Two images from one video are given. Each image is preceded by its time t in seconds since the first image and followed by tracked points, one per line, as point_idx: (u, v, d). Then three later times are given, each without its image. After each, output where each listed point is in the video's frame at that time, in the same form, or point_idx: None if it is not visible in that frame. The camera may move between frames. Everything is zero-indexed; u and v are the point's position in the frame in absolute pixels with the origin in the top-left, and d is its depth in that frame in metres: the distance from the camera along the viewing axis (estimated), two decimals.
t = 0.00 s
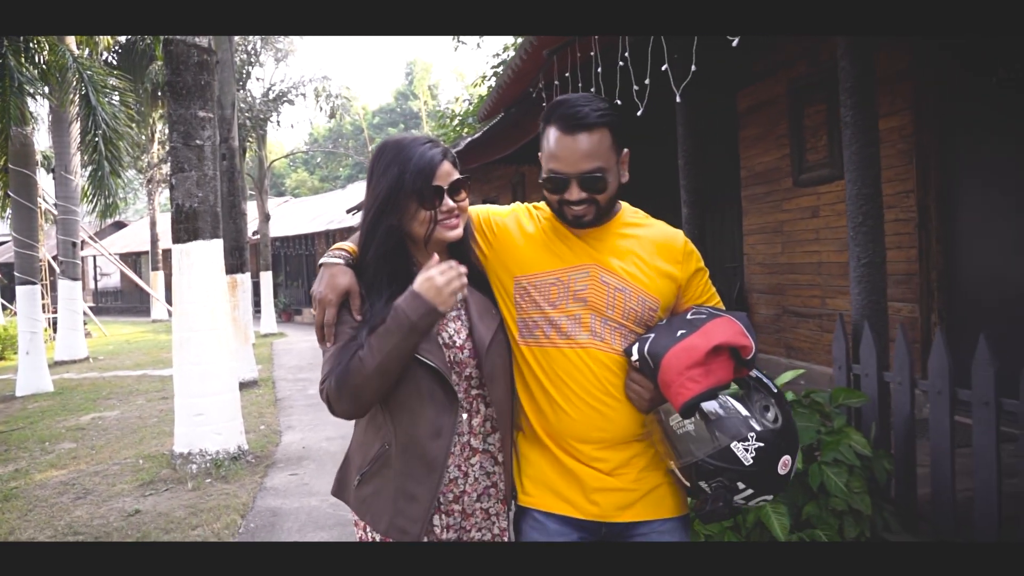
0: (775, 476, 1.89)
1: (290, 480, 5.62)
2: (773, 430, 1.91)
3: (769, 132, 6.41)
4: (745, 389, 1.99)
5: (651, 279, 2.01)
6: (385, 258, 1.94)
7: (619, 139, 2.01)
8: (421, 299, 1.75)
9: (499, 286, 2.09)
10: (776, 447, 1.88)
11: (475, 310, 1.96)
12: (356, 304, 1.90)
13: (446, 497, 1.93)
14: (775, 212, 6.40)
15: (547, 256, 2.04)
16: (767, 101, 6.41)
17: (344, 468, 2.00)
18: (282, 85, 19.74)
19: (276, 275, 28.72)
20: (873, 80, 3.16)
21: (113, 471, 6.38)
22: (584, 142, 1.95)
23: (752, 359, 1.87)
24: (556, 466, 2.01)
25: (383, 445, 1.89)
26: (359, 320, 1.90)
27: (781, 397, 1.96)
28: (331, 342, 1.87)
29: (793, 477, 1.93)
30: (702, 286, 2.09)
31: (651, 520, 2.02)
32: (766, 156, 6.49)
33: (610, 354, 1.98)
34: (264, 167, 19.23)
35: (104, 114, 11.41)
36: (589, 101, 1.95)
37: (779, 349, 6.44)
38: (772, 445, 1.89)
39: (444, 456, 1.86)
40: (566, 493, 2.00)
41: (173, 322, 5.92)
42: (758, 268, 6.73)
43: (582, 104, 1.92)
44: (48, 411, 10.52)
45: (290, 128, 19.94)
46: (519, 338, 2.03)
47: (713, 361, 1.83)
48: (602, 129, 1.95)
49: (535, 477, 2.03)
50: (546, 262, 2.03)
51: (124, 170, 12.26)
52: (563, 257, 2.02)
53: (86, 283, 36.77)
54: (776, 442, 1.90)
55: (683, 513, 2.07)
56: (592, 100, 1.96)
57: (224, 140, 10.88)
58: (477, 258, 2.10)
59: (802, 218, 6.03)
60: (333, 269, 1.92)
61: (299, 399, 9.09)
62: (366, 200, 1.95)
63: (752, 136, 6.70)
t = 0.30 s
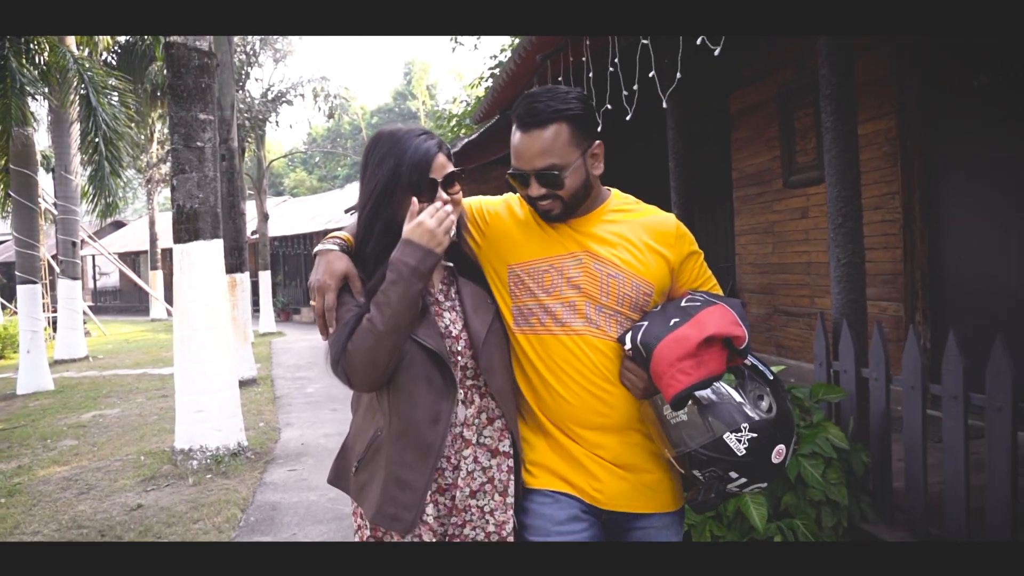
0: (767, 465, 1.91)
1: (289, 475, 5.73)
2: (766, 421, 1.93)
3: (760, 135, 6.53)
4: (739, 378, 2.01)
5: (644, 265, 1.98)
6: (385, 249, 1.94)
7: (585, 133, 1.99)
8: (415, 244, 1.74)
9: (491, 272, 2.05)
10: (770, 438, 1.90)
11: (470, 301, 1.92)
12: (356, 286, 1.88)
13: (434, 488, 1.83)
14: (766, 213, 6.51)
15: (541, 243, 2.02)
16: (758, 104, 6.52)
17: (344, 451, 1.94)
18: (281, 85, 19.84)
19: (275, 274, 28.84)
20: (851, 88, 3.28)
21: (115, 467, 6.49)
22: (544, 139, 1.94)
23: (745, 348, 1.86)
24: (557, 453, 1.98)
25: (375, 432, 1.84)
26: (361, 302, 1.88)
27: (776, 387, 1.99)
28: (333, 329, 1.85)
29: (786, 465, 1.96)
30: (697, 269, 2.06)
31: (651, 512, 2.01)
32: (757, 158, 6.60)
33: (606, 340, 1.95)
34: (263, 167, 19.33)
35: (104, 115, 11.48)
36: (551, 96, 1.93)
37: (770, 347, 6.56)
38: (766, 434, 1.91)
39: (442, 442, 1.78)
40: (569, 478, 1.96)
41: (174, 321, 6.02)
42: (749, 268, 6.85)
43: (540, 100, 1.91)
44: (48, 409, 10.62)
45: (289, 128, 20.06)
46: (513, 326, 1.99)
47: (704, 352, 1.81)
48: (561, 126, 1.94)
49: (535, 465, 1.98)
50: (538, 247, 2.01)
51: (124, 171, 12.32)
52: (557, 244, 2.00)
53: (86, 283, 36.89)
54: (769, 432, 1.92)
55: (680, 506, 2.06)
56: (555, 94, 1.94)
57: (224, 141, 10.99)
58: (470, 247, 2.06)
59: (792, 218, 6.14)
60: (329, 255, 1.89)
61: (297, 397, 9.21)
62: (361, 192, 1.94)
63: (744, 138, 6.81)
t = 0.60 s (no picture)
0: (763, 476, 1.91)
1: (289, 473, 5.85)
2: (764, 432, 1.92)
3: (751, 138, 6.64)
4: (736, 391, 2.00)
5: (638, 276, 2.00)
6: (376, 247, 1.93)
7: (560, 147, 2.01)
8: (409, 217, 1.78)
9: (485, 283, 2.08)
10: (766, 449, 1.89)
11: (460, 304, 1.93)
12: (352, 282, 1.87)
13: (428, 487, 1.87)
14: (757, 216, 6.63)
15: (532, 255, 2.04)
16: (749, 108, 6.64)
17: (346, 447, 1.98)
18: (280, 87, 19.97)
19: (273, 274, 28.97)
20: (832, 97, 3.40)
21: (116, 465, 6.60)
22: (515, 153, 1.98)
23: (742, 361, 1.89)
24: (555, 467, 2.00)
25: (376, 427, 1.84)
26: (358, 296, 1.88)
27: (772, 399, 1.97)
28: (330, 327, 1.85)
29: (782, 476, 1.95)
30: (689, 277, 2.09)
31: (648, 524, 2.06)
32: (749, 161, 6.72)
33: (599, 352, 1.98)
34: (261, 168, 19.45)
35: (104, 116, 11.61)
36: (524, 111, 1.98)
37: (760, 347, 6.68)
38: (762, 447, 1.90)
39: (442, 435, 1.81)
40: (567, 493, 1.99)
41: (175, 322, 6.12)
42: (741, 269, 6.97)
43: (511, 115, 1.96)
44: (49, 408, 10.72)
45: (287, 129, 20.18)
46: (506, 337, 2.03)
47: (705, 368, 1.84)
48: (532, 140, 1.98)
49: (533, 478, 2.01)
50: (530, 258, 2.03)
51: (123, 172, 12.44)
52: (548, 255, 2.03)
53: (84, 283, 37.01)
54: (766, 443, 1.91)
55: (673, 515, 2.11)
56: (529, 109, 1.98)
57: (223, 143, 11.11)
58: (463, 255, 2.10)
59: (782, 221, 6.26)
60: (320, 254, 1.88)
61: (296, 396, 9.34)
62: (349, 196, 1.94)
63: (735, 141, 6.93)
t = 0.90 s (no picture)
0: (760, 492, 1.89)
1: (289, 470, 5.96)
2: (759, 449, 1.90)
3: (743, 141, 6.76)
4: (731, 408, 1.98)
5: (627, 296, 2.00)
6: (367, 258, 1.96)
7: (547, 166, 2.01)
8: (401, 213, 1.83)
9: (476, 300, 2.09)
10: (764, 467, 1.87)
11: (455, 316, 1.95)
12: (348, 289, 1.93)
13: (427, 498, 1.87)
14: (749, 218, 6.75)
15: (522, 273, 2.04)
16: (741, 112, 6.76)
17: (343, 457, 1.94)
18: (278, 88, 20.09)
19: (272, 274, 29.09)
20: (816, 105, 3.52)
21: (119, 463, 6.72)
22: (501, 172, 1.97)
23: (736, 383, 1.87)
24: (553, 483, 2.02)
25: (373, 434, 1.84)
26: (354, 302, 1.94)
27: (768, 416, 1.94)
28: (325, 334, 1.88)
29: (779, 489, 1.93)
30: (681, 293, 2.07)
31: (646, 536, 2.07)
32: (741, 164, 6.83)
33: (591, 371, 1.99)
34: (260, 169, 19.56)
35: (105, 118, 11.72)
36: (512, 130, 1.98)
37: (752, 347, 6.81)
38: (759, 464, 1.88)
39: (439, 443, 1.82)
40: (566, 510, 2.00)
41: (177, 323, 6.24)
42: (734, 271, 7.09)
43: (499, 134, 1.95)
44: (51, 407, 10.83)
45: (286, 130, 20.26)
46: (497, 355, 2.05)
47: (698, 393, 1.83)
48: (520, 158, 1.97)
49: (532, 495, 2.02)
50: (520, 278, 2.03)
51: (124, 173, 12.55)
52: (537, 275, 2.03)
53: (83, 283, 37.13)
54: (762, 460, 1.89)
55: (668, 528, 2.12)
56: (516, 128, 1.98)
57: (222, 145, 11.22)
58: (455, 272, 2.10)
59: (773, 223, 6.37)
60: (315, 265, 1.94)
61: (296, 395, 9.45)
62: (344, 204, 2.01)
63: (728, 144, 7.04)
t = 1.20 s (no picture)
0: (750, 494, 1.85)
1: (285, 467, 6.07)
2: (750, 450, 1.86)
3: (731, 144, 6.88)
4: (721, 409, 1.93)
5: (615, 295, 2.00)
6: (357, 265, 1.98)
7: (542, 165, 2.04)
8: (373, 219, 1.86)
9: (465, 299, 2.11)
10: (754, 468, 1.82)
11: (444, 321, 2.00)
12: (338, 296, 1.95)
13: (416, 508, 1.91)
14: (737, 220, 6.88)
15: (510, 273, 2.05)
16: (729, 115, 6.88)
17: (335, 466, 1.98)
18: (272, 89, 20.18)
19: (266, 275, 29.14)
20: (796, 112, 3.64)
21: (117, 461, 6.81)
22: (498, 172, 1.99)
23: (727, 383, 1.86)
24: (536, 485, 2.01)
25: (359, 443, 1.88)
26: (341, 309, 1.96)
27: (758, 416, 1.90)
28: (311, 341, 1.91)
29: (770, 492, 1.89)
30: (670, 294, 2.08)
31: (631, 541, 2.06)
32: (729, 166, 6.96)
33: (578, 371, 1.98)
34: (254, 170, 19.64)
35: (100, 119, 11.79)
36: (504, 129, 1.99)
37: (740, 346, 6.94)
38: (749, 465, 1.84)
39: (425, 452, 1.86)
40: (549, 513, 1.99)
41: (175, 324, 6.34)
42: (722, 271, 7.23)
43: (494, 134, 1.97)
44: (46, 407, 10.90)
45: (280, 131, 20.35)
46: (485, 355, 2.06)
47: (688, 391, 1.81)
48: (516, 156, 2.00)
49: (516, 498, 2.01)
50: (508, 278, 2.04)
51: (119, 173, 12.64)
52: (525, 274, 2.04)
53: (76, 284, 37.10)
54: (754, 462, 1.85)
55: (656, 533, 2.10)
56: (509, 127, 1.99)
57: (218, 146, 11.33)
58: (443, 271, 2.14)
59: (759, 225, 6.50)
60: (308, 270, 1.96)
61: (291, 394, 9.56)
62: (338, 207, 2.02)
63: (716, 147, 7.17)
